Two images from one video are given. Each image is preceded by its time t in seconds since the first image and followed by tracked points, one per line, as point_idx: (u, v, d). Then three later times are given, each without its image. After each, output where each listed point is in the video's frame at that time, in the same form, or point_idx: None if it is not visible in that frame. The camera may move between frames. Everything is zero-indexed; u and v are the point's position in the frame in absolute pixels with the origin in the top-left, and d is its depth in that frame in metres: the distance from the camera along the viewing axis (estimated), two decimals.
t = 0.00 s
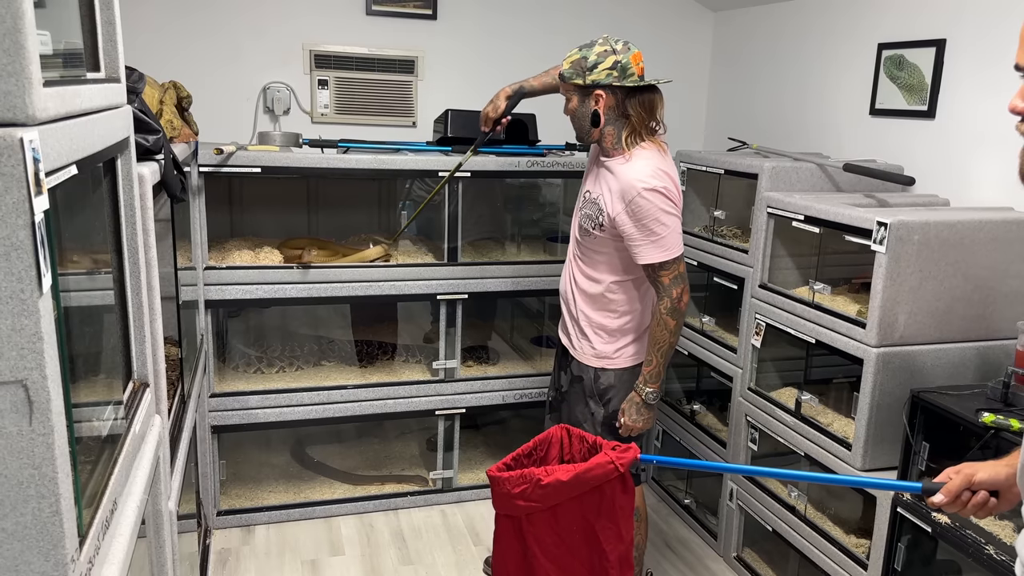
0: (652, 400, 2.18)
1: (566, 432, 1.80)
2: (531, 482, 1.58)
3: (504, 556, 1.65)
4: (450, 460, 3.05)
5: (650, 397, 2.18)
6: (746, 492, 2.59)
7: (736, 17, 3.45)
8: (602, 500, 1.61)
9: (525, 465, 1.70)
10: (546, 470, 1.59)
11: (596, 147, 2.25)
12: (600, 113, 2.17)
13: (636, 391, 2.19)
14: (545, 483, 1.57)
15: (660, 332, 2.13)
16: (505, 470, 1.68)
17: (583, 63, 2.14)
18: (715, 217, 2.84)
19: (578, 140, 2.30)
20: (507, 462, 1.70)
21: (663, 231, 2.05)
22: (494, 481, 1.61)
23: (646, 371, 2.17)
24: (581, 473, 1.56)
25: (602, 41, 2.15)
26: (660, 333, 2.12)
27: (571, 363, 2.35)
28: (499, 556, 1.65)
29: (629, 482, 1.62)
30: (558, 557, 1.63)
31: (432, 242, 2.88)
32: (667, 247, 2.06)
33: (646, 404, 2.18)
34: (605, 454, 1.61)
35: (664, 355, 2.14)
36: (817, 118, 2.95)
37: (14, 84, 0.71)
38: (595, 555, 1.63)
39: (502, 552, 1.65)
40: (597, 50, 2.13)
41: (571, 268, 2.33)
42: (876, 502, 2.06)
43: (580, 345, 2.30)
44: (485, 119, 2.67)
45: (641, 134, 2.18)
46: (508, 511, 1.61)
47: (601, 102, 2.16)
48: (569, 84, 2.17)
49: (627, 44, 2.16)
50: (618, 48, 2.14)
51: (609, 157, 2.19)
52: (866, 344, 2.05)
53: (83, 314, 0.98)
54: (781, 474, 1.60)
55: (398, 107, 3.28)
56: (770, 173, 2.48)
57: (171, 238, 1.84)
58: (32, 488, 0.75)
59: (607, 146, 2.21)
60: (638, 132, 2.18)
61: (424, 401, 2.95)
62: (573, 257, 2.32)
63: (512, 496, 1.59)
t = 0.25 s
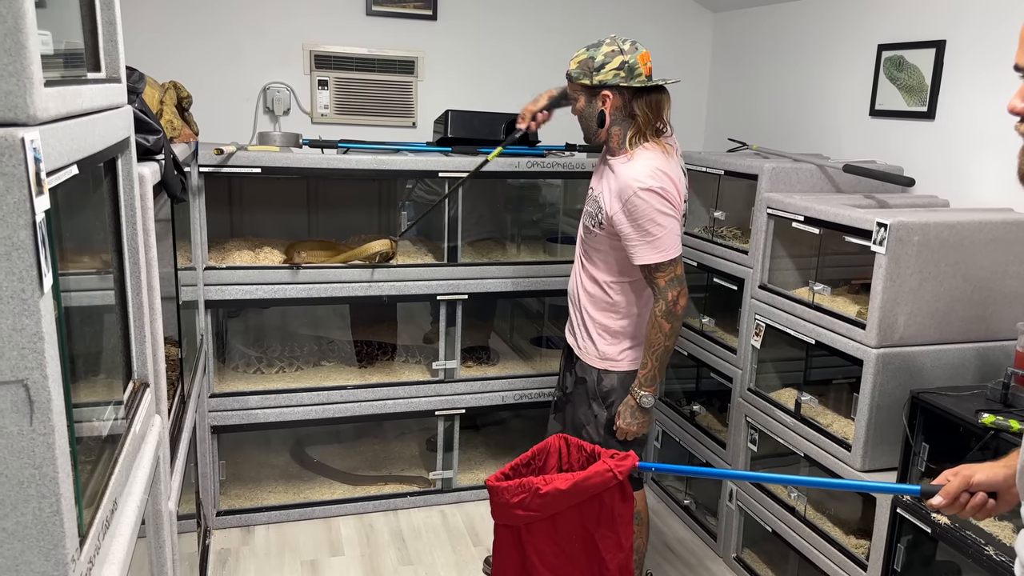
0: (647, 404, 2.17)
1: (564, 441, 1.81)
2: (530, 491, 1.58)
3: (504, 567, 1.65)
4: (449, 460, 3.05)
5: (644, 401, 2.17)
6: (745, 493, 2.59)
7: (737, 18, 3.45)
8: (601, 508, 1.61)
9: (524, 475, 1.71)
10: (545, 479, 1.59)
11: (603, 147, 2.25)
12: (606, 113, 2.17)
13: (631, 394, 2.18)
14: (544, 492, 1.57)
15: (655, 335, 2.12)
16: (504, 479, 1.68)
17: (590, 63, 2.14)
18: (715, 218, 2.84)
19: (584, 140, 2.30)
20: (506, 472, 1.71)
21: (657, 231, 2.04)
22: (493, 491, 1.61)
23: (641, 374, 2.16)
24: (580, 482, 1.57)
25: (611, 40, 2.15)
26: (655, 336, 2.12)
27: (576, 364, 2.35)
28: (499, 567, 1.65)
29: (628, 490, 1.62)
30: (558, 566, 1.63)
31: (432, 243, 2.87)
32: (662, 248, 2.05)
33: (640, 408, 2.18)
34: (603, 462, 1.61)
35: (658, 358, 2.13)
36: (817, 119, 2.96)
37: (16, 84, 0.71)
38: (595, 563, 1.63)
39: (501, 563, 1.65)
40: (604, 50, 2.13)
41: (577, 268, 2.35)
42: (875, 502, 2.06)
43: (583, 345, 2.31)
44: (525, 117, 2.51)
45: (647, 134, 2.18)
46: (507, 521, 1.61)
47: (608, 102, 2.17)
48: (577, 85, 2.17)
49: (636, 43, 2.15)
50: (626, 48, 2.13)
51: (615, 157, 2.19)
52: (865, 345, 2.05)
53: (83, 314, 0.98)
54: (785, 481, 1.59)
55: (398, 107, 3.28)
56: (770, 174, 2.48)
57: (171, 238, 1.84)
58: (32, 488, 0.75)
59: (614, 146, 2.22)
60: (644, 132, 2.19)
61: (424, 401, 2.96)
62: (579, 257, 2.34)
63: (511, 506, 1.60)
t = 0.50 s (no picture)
0: (622, 403, 2.12)
1: (562, 448, 1.80)
2: (527, 499, 1.58)
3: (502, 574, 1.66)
4: (449, 461, 3.05)
5: (619, 400, 2.12)
6: (745, 494, 2.59)
7: (737, 19, 3.46)
8: (599, 516, 1.61)
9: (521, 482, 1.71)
10: (543, 486, 1.60)
11: (606, 144, 2.28)
12: (609, 111, 2.20)
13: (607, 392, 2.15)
14: (542, 500, 1.57)
15: (634, 333, 2.09)
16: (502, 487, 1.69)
17: (594, 60, 2.16)
18: (715, 219, 2.84)
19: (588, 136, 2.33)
20: (504, 480, 1.71)
21: (640, 229, 2.02)
22: (491, 499, 1.61)
23: (619, 372, 2.13)
24: (578, 489, 1.57)
25: (614, 38, 2.17)
26: (634, 335, 2.09)
27: (579, 363, 2.37)
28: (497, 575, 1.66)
29: (626, 498, 1.62)
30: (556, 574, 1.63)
31: (432, 244, 2.86)
32: (645, 246, 2.02)
33: (614, 406, 2.13)
34: (601, 469, 1.61)
35: (637, 358, 2.10)
36: (816, 120, 2.96)
37: (18, 85, 0.71)
38: (593, 570, 1.63)
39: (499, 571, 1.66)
40: (608, 48, 2.15)
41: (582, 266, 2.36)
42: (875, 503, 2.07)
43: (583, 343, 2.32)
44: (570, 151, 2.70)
45: (648, 132, 2.18)
46: (505, 529, 1.62)
47: (610, 99, 2.19)
48: (580, 82, 2.20)
49: (639, 42, 2.17)
50: (630, 46, 2.15)
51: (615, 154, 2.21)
52: (865, 346, 2.05)
53: (85, 314, 0.98)
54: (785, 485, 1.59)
55: (398, 108, 3.28)
56: (770, 175, 2.48)
57: (171, 238, 1.84)
58: (33, 488, 0.76)
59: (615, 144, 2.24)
60: (645, 129, 2.18)
61: (424, 402, 2.96)
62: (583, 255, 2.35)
63: (509, 514, 1.60)
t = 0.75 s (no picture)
0: (580, 390, 2.16)
1: (560, 451, 1.81)
2: (526, 499, 1.59)
3: None
4: (448, 461, 3.06)
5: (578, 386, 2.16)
6: (744, 494, 2.59)
7: (736, 20, 3.46)
8: (598, 517, 1.61)
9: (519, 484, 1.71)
10: (542, 487, 1.60)
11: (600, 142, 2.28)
12: (601, 110, 2.19)
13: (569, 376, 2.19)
14: (541, 500, 1.58)
15: (595, 327, 2.11)
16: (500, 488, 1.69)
17: (588, 61, 2.17)
18: (715, 219, 2.84)
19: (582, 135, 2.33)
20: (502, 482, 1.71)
21: (605, 228, 2.03)
22: (489, 500, 1.61)
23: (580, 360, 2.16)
24: (577, 489, 1.57)
25: (608, 39, 2.17)
26: (594, 329, 2.11)
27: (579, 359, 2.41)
28: None
29: (624, 500, 1.62)
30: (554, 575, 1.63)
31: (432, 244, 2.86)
32: (609, 245, 2.03)
33: (574, 391, 2.18)
34: (600, 470, 1.62)
35: (595, 353, 2.11)
36: (816, 121, 2.96)
37: (19, 85, 0.71)
38: (591, 571, 1.63)
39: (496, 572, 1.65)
40: (601, 48, 2.15)
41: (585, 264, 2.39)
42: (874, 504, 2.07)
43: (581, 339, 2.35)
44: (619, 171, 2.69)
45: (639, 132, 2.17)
46: (503, 530, 1.61)
47: (604, 99, 2.18)
48: (574, 81, 2.20)
49: (633, 43, 2.17)
50: (623, 47, 2.15)
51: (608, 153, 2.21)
52: (864, 347, 2.05)
53: (85, 314, 0.98)
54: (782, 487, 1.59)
55: (398, 108, 3.28)
56: (770, 176, 2.48)
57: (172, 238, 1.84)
58: (34, 487, 0.76)
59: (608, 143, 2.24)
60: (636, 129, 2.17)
61: (424, 402, 2.96)
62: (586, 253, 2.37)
63: (508, 515, 1.60)
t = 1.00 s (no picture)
0: (537, 365, 2.42)
1: (564, 451, 1.80)
2: (529, 497, 1.59)
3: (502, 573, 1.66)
4: (448, 462, 3.06)
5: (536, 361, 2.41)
6: (744, 495, 2.59)
7: (737, 21, 3.46)
8: (600, 516, 1.61)
9: (523, 482, 1.71)
10: (544, 485, 1.60)
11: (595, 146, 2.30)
12: (590, 117, 2.21)
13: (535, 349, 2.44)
14: (543, 498, 1.58)
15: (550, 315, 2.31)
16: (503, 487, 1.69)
17: (574, 69, 2.18)
18: (715, 220, 2.85)
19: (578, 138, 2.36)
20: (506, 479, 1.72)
21: (568, 232, 2.10)
22: (492, 497, 1.62)
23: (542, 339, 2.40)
24: (579, 488, 1.57)
25: (594, 47, 2.18)
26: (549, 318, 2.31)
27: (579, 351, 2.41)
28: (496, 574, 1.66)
29: (627, 499, 1.62)
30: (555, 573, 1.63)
31: (433, 245, 2.86)
32: (570, 248, 2.11)
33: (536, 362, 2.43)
34: (603, 469, 1.61)
35: (549, 340, 2.32)
36: (817, 122, 2.96)
37: (21, 85, 0.71)
38: (593, 570, 1.63)
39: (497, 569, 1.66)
40: (587, 57, 2.16)
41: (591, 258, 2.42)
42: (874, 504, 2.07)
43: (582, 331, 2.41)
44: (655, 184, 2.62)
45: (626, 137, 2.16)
46: (505, 528, 1.62)
47: (592, 106, 2.20)
48: (563, 90, 2.22)
49: (618, 49, 2.16)
50: (608, 54, 2.15)
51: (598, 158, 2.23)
52: (865, 348, 2.05)
53: (86, 314, 0.98)
54: (782, 486, 1.58)
55: (399, 109, 3.28)
56: (770, 177, 2.48)
57: (172, 238, 1.84)
58: (35, 487, 0.76)
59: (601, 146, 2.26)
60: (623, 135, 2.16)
61: (424, 402, 2.96)
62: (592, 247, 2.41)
63: (510, 512, 1.60)
